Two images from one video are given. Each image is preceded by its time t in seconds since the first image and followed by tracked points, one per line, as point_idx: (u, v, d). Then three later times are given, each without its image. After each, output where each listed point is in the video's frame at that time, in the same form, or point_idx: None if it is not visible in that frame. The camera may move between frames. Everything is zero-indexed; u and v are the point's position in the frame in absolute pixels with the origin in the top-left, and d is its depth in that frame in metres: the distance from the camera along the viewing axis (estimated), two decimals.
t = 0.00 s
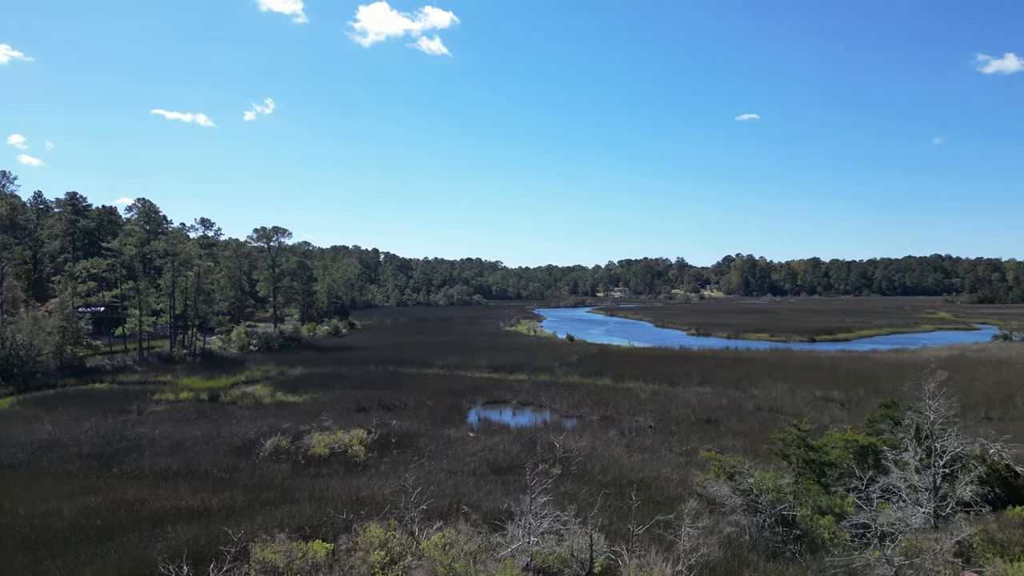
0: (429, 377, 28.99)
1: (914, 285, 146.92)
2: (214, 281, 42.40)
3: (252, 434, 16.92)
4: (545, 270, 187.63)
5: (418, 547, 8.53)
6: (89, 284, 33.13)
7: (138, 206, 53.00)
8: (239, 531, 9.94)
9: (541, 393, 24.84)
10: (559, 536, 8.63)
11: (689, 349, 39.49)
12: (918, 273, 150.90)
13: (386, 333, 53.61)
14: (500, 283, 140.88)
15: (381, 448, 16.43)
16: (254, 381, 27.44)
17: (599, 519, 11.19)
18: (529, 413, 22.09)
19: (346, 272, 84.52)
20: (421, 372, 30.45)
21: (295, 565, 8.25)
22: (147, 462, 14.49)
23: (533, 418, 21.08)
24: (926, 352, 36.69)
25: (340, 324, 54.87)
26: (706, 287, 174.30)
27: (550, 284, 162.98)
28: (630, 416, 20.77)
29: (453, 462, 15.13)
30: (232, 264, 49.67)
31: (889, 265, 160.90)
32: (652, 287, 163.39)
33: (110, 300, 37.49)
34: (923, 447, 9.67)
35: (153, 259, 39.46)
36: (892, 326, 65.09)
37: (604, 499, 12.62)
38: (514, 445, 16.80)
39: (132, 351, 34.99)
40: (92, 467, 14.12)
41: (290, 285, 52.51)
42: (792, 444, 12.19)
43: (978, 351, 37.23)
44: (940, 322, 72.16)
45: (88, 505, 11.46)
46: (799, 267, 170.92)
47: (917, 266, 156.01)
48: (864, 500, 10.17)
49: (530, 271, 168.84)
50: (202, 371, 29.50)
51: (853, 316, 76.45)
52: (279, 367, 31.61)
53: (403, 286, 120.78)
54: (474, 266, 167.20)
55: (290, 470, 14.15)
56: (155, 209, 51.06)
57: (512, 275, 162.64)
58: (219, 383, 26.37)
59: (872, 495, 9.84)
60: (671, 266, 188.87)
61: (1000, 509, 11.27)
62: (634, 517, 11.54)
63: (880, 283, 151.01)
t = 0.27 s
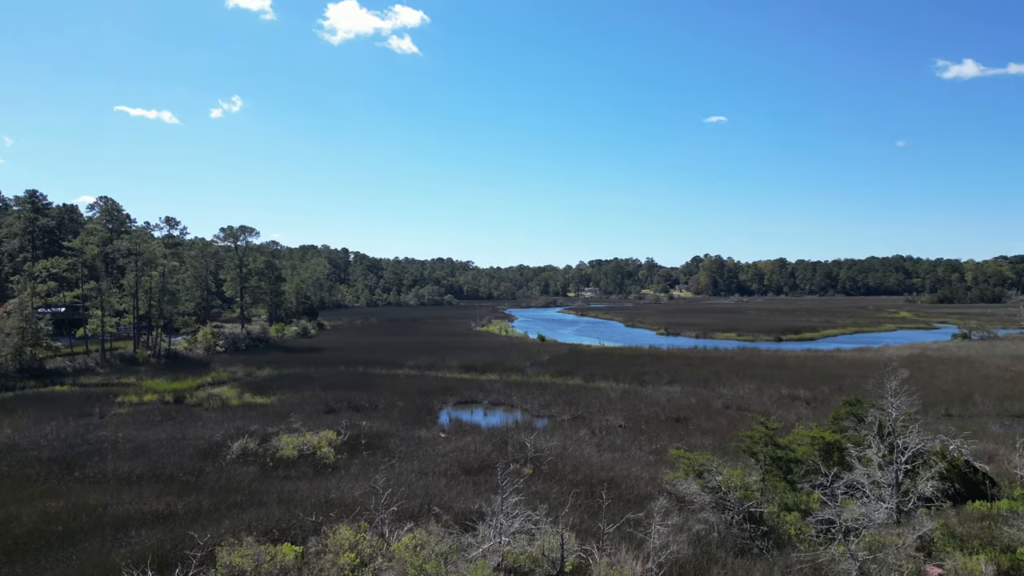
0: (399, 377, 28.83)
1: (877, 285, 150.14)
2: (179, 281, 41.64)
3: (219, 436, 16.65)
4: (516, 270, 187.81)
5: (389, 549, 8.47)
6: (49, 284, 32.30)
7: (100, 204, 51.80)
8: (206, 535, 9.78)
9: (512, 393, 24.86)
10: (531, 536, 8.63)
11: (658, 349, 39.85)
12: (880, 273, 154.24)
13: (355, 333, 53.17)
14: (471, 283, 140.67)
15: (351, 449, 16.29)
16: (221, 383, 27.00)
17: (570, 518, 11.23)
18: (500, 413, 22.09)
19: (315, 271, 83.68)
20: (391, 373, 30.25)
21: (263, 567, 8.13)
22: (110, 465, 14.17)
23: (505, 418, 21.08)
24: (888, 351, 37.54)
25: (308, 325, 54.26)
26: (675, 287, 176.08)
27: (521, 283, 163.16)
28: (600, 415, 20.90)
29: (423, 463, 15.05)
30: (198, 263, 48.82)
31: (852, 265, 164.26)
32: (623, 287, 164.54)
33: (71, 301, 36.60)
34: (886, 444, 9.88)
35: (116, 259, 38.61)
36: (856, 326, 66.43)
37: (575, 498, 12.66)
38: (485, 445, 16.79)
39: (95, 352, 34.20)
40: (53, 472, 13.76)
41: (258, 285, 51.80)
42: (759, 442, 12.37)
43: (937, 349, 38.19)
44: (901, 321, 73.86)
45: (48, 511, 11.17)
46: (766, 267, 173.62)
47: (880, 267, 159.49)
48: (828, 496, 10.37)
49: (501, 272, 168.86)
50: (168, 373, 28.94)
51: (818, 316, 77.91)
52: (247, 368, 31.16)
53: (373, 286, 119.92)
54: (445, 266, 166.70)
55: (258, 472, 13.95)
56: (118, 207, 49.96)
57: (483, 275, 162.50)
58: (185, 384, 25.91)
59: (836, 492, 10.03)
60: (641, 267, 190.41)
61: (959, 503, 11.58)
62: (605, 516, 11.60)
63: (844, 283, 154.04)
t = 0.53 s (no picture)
0: (369, 379, 28.60)
1: (841, 285, 153.09)
2: (143, 281, 40.82)
3: (185, 440, 16.35)
4: (487, 270, 187.66)
5: (359, 552, 8.38)
6: (7, 284, 31.42)
7: (60, 202, 50.52)
8: (171, 540, 9.60)
9: (483, 393, 24.82)
10: (502, 537, 8.62)
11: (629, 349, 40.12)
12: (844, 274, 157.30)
13: (324, 334, 52.64)
14: (442, 283, 140.20)
15: (320, 452, 16.12)
16: (187, 385, 26.52)
17: (541, 518, 11.24)
18: (472, 414, 22.03)
19: (283, 271, 82.69)
20: (361, 374, 29.99)
21: (230, 572, 7.99)
22: (71, 470, 13.82)
23: (476, 419, 21.05)
24: (852, 349, 38.34)
25: (276, 326, 53.56)
26: (645, 287, 177.52)
27: (492, 283, 163.09)
28: (571, 415, 20.98)
29: (394, 465, 14.95)
30: (162, 263, 47.89)
31: (817, 266, 167.28)
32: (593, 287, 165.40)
33: (30, 301, 35.64)
34: (850, 442, 10.08)
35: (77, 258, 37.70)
36: (821, 325, 67.69)
37: (546, 498, 12.69)
38: (456, 446, 16.74)
39: (55, 354, 33.36)
40: (10, 477, 13.38)
41: (225, 285, 51.00)
42: (727, 440, 12.54)
43: (899, 348, 39.08)
44: (864, 320, 75.43)
45: (6, 517, 10.85)
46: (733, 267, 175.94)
47: (844, 267, 162.69)
48: (795, 494, 10.54)
49: (472, 272, 168.58)
50: (132, 375, 28.35)
51: (784, 316, 79.16)
52: (213, 370, 30.64)
53: (343, 286, 118.85)
54: (416, 266, 165.89)
55: (225, 476, 13.72)
56: (79, 206, 48.78)
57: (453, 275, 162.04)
58: (149, 387, 25.39)
59: (802, 489, 10.22)
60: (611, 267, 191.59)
61: (920, 498, 11.88)
62: (576, 516, 11.65)
63: (809, 283, 156.81)
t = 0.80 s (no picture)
0: (338, 380, 28.35)
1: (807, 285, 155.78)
2: (106, 281, 39.94)
3: (149, 443, 16.03)
4: (458, 271, 187.20)
5: (328, 555, 8.29)
6: None
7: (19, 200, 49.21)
8: (134, 546, 9.40)
9: (454, 394, 24.75)
10: (472, 538, 8.59)
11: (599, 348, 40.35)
12: (810, 274, 160.08)
13: (293, 335, 52.04)
14: (413, 283, 139.53)
15: (288, 454, 15.92)
16: (151, 387, 26.01)
17: (512, 519, 11.25)
18: (442, 415, 21.94)
19: (251, 271, 81.59)
20: (330, 375, 29.71)
21: None
22: (29, 475, 13.45)
23: (447, 420, 20.98)
24: (817, 348, 39.02)
25: (244, 326, 52.82)
26: (615, 288, 178.72)
27: (463, 283, 162.79)
28: (542, 415, 21.03)
29: (364, 467, 14.84)
30: (126, 263, 46.92)
31: (784, 266, 170.00)
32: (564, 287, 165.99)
33: None
34: (815, 440, 10.27)
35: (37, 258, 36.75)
36: (787, 325, 68.82)
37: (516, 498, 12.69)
38: (427, 447, 16.67)
39: (13, 356, 32.47)
40: None
41: (190, 286, 50.13)
42: (696, 439, 12.69)
43: (863, 347, 39.89)
44: (829, 320, 76.86)
45: None
46: (702, 268, 177.99)
47: (809, 268, 165.60)
48: (761, 491, 10.71)
49: (443, 273, 168.04)
50: (94, 377, 27.72)
51: (751, 315, 80.30)
52: (178, 371, 30.11)
53: (312, 286, 117.61)
54: (386, 266, 164.83)
55: (190, 479, 13.49)
56: (39, 204, 47.57)
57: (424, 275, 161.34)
58: (111, 389, 24.84)
59: (768, 487, 10.37)
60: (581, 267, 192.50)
61: (883, 495, 12.14)
62: (546, 516, 11.68)
63: (776, 283, 159.27)
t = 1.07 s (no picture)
0: (307, 381, 28.05)
1: (773, 285, 158.28)
2: (66, 281, 38.98)
3: (111, 446, 15.67)
4: (429, 271, 186.46)
5: (296, 558, 8.18)
6: None
7: None
8: (96, 551, 9.19)
9: (425, 394, 24.64)
10: (443, 539, 8.54)
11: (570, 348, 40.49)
12: (776, 274, 162.65)
13: (261, 335, 51.34)
14: (383, 283, 138.63)
15: (255, 456, 15.70)
16: (114, 389, 25.45)
17: (483, 519, 11.24)
18: (413, 415, 21.83)
19: (217, 271, 80.42)
20: (299, 376, 29.37)
21: None
22: None
23: (418, 421, 20.90)
24: (783, 347, 39.68)
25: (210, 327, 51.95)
26: (586, 288, 179.66)
27: (434, 284, 162.20)
28: (513, 414, 21.05)
29: (333, 468, 14.70)
30: (87, 262, 45.84)
31: (751, 267, 172.49)
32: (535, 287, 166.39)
33: None
34: (782, 437, 10.43)
35: None
36: (754, 324, 69.85)
37: (487, 498, 12.68)
38: (397, 448, 16.57)
39: None
40: None
41: (155, 286, 49.16)
42: (665, 438, 12.81)
43: (827, 345, 40.66)
44: (794, 319, 78.33)
45: None
46: (671, 268, 179.80)
47: (775, 268, 168.28)
48: (729, 489, 10.86)
49: (414, 273, 167.26)
50: (53, 380, 27.01)
51: (719, 315, 81.34)
52: (142, 373, 29.51)
53: (280, 286, 116.18)
54: (356, 266, 163.49)
55: (155, 483, 13.22)
56: None
57: (395, 275, 160.41)
58: (72, 391, 24.24)
59: (736, 484, 10.51)
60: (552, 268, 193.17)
61: (847, 490, 12.39)
62: (517, 515, 11.70)
63: (743, 283, 161.54)
